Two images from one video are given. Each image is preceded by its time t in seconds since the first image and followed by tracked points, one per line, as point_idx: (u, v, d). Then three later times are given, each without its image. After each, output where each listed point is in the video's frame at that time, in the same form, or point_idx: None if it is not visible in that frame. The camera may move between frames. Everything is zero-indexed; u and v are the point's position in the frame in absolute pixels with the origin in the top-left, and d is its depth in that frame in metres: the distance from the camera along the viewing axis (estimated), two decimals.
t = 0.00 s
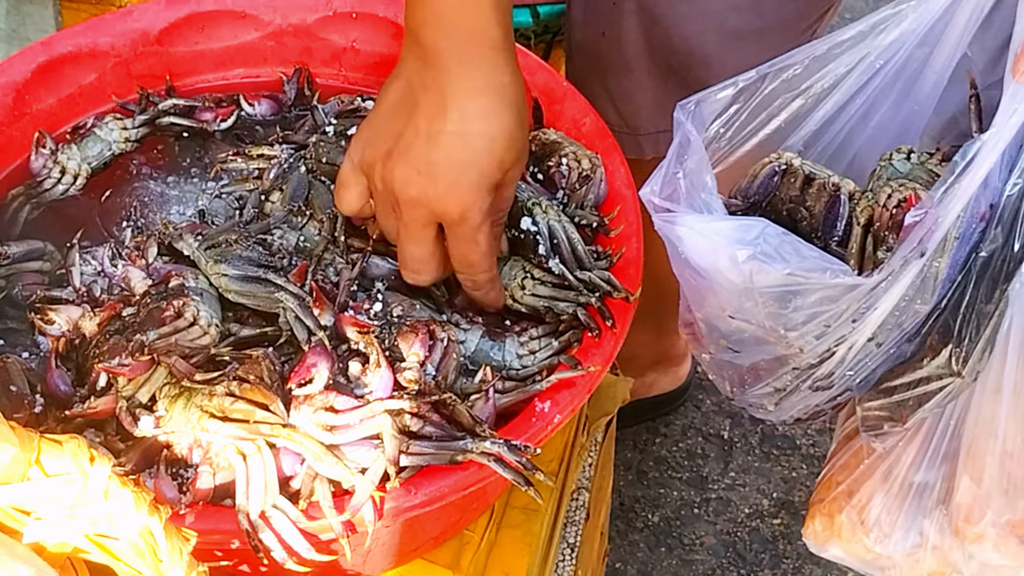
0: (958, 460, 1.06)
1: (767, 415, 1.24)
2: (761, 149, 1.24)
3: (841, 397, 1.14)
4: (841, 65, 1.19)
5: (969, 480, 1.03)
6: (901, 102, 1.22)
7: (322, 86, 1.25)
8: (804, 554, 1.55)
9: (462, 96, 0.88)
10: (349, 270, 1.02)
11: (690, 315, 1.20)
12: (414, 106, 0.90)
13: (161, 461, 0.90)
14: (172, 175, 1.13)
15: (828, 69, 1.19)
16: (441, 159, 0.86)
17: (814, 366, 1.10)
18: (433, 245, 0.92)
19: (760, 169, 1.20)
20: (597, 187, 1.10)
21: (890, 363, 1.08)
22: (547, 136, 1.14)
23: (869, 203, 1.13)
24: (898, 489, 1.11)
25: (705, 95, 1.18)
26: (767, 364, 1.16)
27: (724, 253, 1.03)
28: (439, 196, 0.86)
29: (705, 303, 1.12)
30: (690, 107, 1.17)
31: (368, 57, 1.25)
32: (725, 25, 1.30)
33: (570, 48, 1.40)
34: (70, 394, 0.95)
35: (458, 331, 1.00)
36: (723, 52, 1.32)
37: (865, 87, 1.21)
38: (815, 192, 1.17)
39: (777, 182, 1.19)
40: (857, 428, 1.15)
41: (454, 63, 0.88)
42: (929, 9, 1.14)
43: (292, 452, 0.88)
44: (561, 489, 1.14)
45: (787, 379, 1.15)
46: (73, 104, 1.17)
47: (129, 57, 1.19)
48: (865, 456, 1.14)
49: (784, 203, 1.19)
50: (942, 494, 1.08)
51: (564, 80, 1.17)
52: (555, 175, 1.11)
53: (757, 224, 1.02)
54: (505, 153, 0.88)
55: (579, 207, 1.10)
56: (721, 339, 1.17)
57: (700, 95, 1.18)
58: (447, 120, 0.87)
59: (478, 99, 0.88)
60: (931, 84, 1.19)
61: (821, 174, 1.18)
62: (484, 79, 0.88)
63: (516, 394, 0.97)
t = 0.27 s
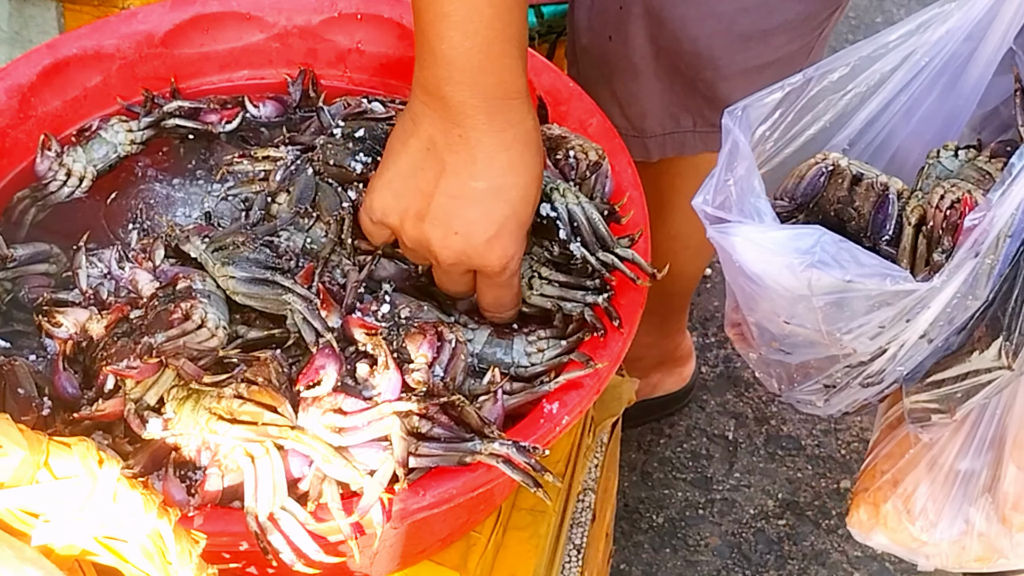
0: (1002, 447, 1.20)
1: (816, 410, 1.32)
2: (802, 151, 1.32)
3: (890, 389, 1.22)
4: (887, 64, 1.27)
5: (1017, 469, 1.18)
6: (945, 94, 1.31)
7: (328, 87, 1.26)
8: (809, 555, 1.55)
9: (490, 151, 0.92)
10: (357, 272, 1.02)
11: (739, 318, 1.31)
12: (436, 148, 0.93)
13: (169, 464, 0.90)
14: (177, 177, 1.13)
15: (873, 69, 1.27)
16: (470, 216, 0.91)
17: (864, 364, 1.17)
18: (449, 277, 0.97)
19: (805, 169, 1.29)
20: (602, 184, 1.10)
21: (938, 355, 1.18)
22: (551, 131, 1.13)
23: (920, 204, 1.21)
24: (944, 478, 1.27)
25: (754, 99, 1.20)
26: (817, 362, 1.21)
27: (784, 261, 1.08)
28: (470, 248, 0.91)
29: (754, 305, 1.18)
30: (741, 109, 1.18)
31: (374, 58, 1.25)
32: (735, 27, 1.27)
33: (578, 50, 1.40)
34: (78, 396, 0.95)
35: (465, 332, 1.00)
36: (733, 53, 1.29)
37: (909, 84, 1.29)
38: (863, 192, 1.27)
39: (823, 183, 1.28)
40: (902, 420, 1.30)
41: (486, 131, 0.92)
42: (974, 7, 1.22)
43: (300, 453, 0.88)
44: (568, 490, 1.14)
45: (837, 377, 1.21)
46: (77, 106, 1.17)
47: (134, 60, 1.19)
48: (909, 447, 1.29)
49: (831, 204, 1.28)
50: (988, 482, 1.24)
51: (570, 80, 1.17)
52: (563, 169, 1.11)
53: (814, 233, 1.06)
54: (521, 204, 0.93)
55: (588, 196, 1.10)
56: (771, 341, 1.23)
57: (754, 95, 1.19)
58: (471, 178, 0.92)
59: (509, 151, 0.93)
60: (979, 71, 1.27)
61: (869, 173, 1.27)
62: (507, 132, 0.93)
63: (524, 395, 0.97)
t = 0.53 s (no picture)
0: (1010, 440, 1.21)
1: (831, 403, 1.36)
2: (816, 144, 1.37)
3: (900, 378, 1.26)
4: (900, 60, 1.30)
5: None
6: (956, 90, 1.34)
7: (335, 85, 1.25)
8: (812, 551, 1.55)
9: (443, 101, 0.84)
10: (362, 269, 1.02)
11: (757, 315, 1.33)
12: (390, 102, 0.85)
13: (177, 459, 0.90)
14: (183, 175, 1.14)
15: (885, 64, 1.30)
16: (431, 144, 0.84)
17: (878, 357, 1.22)
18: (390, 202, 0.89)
19: (818, 166, 1.34)
20: (608, 179, 1.10)
21: (950, 348, 1.21)
22: (553, 127, 1.14)
23: (932, 202, 1.26)
24: (952, 470, 1.28)
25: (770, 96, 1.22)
26: (830, 356, 1.27)
27: (797, 258, 1.13)
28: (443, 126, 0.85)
29: (770, 301, 1.23)
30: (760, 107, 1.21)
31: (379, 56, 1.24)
32: (739, 26, 1.28)
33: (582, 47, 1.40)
34: (85, 393, 0.95)
35: (471, 328, 1.01)
36: (737, 51, 1.30)
37: (920, 80, 1.32)
38: (875, 188, 1.31)
39: (835, 178, 1.33)
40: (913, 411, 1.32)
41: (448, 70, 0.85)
42: (985, 5, 1.24)
43: (308, 450, 0.88)
44: (574, 486, 1.14)
45: (849, 370, 1.27)
46: (83, 104, 1.17)
47: (140, 57, 1.19)
48: (917, 439, 1.31)
49: (843, 200, 1.34)
50: (996, 473, 1.25)
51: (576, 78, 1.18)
52: (568, 163, 1.12)
53: (826, 231, 1.12)
54: (472, 93, 0.86)
55: (592, 190, 1.10)
56: (784, 337, 1.30)
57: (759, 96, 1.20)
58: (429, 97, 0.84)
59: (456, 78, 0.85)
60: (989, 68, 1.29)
61: (881, 169, 1.31)
62: (466, 18, 0.87)
63: (531, 392, 0.97)
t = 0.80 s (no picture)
0: (976, 443, 1.15)
1: (796, 400, 1.28)
2: (787, 138, 1.28)
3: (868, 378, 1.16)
4: (872, 55, 1.23)
5: (987, 464, 1.13)
6: (930, 90, 1.26)
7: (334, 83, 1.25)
8: (812, 547, 1.55)
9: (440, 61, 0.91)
10: (364, 265, 1.03)
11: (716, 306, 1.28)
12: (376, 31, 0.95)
13: (179, 455, 0.90)
14: (185, 172, 1.14)
15: (859, 59, 1.23)
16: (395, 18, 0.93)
17: (841, 355, 1.14)
18: (338, 74, 0.99)
19: (789, 160, 1.24)
20: (608, 177, 1.10)
21: (916, 348, 1.10)
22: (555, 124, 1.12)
23: (900, 197, 1.18)
24: (916, 471, 1.20)
25: (738, 86, 1.20)
26: (798, 349, 1.18)
27: (757, 247, 1.07)
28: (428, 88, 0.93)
29: (734, 297, 1.16)
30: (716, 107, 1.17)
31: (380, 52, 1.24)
32: (733, 19, 1.27)
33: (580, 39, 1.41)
34: (88, 388, 0.96)
35: (473, 324, 1.01)
36: (733, 46, 1.30)
37: (896, 75, 1.24)
38: (845, 181, 1.21)
39: (805, 173, 1.23)
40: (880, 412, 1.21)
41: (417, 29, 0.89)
42: None
43: (310, 445, 0.88)
44: (575, 482, 1.15)
45: (816, 366, 1.18)
46: (86, 101, 1.17)
47: (142, 55, 1.19)
48: (884, 438, 1.21)
49: (812, 194, 1.23)
50: (961, 476, 1.18)
51: (576, 75, 1.18)
52: (568, 160, 1.11)
53: (788, 219, 1.05)
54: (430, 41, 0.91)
55: (592, 186, 1.10)
56: (748, 328, 1.21)
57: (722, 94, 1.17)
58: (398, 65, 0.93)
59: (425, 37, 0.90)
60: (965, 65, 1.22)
61: (852, 163, 1.22)
62: None
63: (532, 388, 0.98)
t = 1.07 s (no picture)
0: (932, 451, 1.06)
1: (752, 398, 1.26)
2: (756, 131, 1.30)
3: (826, 381, 1.16)
4: (843, 49, 1.24)
5: (940, 472, 1.04)
6: (903, 86, 1.28)
7: (337, 82, 1.25)
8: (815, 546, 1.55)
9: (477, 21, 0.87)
10: (366, 264, 1.02)
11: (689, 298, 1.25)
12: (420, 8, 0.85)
13: (182, 454, 0.91)
14: (187, 170, 1.14)
15: (832, 53, 1.25)
16: None
17: (798, 350, 1.12)
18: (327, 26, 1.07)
19: (755, 151, 1.25)
20: (610, 175, 1.12)
21: (874, 350, 1.11)
22: (557, 124, 1.15)
23: (862, 192, 1.18)
24: (870, 476, 1.11)
25: (706, 75, 1.22)
26: (751, 346, 1.18)
27: (710, 232, 1.05)
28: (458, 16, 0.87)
29: (687, 281, 1.15)
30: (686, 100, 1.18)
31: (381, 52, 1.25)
32: (733, 14, 1.31)
33: (578, 32, 1.40)
34: (90, 387, 0.95)
35: (476, 323, 1.01)
36: (736, 43, 1.34)
37: (866, 73, 1.26)
38: (809, 174, 1.22)
39: (769, 165, 1.24)
40: (840, 415, 1.15)
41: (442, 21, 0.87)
42: None
43: (312, 444, 0.89)
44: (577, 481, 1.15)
45: (771, 364, 1.17)
46: (88, 99, 1.17)
47: (143, 54, 1.20)
48: (843, 442, 1.14)
49: (776, 186, 1.24)
50: (916, 484, 1.08)
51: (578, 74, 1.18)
52: (571, 158, 1.13)
53: (743, 202, 1.04)
54: None
55: (595, 184, 1.12)
56: (705, 318, 1.18)
57: (684, 82, 1.19)
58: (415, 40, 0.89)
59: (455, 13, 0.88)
60: (934, 64, 1.25)
61: (816, 157, 1.23)
62: None
63: (535, 387, 0.97)
